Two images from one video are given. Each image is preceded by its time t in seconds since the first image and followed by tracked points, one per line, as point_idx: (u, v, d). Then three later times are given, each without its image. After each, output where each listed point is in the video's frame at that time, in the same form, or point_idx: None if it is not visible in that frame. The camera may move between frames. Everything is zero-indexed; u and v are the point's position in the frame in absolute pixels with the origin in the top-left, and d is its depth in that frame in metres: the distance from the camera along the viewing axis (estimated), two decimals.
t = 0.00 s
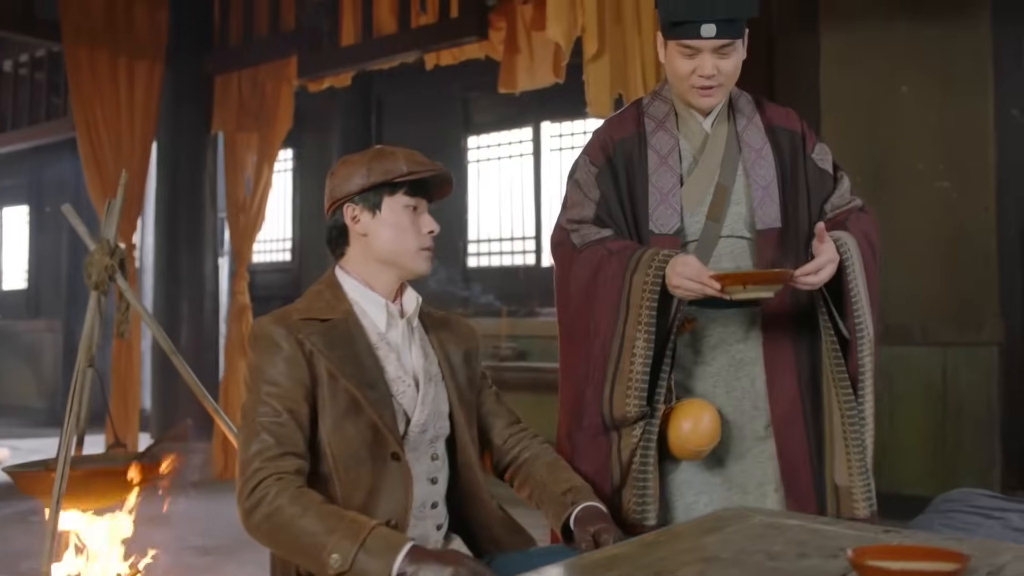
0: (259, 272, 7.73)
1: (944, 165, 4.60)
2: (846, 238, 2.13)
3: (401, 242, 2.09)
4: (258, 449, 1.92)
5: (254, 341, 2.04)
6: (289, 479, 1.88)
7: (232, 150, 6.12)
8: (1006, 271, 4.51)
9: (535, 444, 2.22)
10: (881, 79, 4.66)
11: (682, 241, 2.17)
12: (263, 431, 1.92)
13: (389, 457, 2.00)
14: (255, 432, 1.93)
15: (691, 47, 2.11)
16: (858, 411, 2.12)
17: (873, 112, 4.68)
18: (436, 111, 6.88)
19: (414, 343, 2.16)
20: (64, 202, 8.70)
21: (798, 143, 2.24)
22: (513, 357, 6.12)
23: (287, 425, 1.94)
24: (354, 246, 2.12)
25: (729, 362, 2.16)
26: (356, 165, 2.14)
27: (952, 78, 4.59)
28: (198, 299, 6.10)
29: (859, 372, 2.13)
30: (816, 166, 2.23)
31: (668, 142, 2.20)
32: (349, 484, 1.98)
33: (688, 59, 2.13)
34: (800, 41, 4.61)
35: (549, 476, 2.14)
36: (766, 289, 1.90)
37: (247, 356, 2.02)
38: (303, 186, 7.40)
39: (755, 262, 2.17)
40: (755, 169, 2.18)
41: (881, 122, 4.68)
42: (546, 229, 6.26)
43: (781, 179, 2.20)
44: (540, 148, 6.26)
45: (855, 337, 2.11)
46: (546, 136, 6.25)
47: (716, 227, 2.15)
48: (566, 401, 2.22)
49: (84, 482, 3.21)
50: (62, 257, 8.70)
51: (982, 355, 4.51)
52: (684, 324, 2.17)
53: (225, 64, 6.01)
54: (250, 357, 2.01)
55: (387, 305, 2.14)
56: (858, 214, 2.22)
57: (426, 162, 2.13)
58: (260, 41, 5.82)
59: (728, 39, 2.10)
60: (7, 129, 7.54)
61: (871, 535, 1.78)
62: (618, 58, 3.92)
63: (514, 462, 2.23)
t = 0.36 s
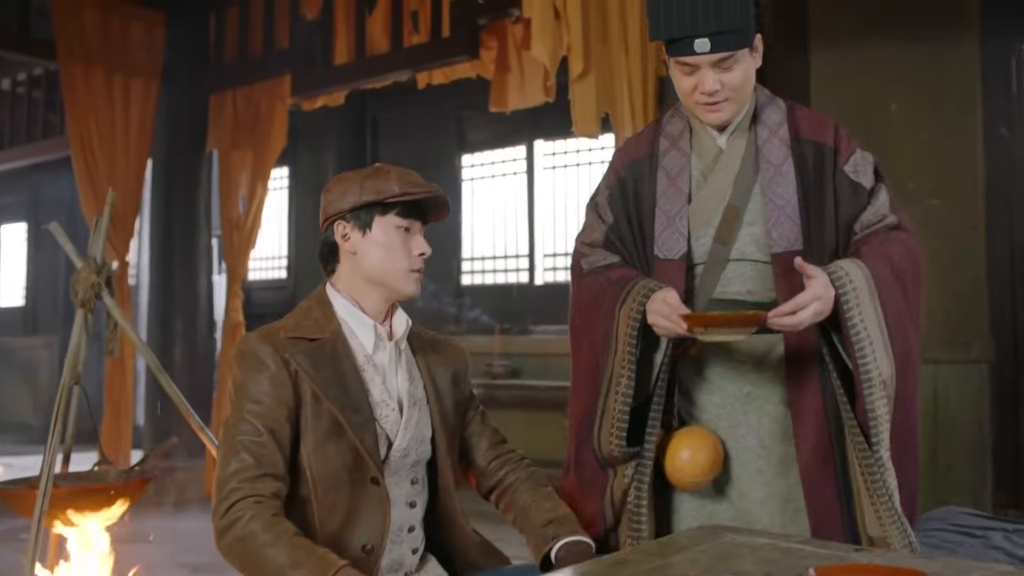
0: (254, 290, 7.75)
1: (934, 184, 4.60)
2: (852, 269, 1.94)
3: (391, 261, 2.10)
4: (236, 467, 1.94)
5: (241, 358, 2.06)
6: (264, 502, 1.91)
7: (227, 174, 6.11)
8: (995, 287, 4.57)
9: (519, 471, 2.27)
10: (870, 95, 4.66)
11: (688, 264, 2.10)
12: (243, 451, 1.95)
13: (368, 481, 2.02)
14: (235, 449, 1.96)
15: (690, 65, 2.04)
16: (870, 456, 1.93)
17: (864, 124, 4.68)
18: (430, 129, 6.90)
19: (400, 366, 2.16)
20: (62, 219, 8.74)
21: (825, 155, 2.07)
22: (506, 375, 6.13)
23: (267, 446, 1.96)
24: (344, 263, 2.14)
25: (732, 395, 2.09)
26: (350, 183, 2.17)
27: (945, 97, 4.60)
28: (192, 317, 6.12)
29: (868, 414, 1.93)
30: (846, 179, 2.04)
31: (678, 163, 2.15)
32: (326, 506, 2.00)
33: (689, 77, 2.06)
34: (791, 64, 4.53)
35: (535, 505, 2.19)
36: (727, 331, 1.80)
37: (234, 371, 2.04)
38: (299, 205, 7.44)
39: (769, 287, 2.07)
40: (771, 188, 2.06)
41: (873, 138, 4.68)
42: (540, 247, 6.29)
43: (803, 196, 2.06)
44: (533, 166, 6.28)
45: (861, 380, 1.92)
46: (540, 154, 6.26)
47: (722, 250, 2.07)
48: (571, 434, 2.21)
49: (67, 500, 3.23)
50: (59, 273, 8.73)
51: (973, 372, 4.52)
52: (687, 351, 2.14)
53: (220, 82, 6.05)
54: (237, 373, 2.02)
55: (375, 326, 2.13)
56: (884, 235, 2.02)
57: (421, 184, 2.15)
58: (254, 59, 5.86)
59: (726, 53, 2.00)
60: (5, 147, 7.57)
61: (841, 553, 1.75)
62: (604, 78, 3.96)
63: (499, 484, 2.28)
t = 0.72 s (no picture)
0: (250, 298, 7.77)
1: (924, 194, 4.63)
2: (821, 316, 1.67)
3: (385, 276, 2.10)
4: (218, 477, 1.94)
5: (231, 365, 2.06)
6: (243, 512, 1.90)
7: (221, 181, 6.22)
8: (985, 293, 4.54)
9: (506, 492, 2.22)
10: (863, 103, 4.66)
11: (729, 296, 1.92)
12: (225, 460, 1.95)
13: (350, 495, 2.01)
14: (218, 459, 1.96)
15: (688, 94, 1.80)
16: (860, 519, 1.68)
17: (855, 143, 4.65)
18: (425, 137, 6.92)
19: (393, 380, 2.16)
20: (59, 226, 8.76)
21: (854, 168, 1.77)
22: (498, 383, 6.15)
23: (251, 456, 1.96)
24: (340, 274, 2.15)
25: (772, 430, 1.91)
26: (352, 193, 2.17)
27: (938, 105, 4.57)
28: (186, 326, 6.12)
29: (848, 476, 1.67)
30: (872, 198, 1.74)
31: (716, 185, 1.97)
32: (306, 518, 1.99)
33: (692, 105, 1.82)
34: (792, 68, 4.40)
35: (518, 530, 2.14)
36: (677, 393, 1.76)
37: (223, 379, 2.04)
38: (295, 213, 7.46)
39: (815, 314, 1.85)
40: (801, 211, 1.83)
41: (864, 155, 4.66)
42: (533, 255, 6.30)
43: (833, 217, 1.79)
44: (527, 175, 6.29)
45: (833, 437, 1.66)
46: (534, 163, 6.28)
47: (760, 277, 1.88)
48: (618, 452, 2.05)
49: (51, 509, 3.23)
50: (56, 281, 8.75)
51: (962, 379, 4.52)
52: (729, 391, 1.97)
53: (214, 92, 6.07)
54: (226, 380, 2.03)
55: (369, 339, 2.14)
56: (887, 275, 1.69)
57: (421, 198, 2.13)
58: (248, 69, 5.88)
59: (726, 78, 1.74)
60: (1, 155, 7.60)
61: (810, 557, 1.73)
62: (591, 88, 4.00)
63: (484, 505, 2.23)
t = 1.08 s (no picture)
0: (245, 301, 7.80)
1: (915, 197, 4.61)
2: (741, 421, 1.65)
3: (378, 290, 2.07)
4: (201, 480, 1.93)
5: (223, 367, 2.05)
6: (224, 516, 1.88)
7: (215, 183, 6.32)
8: (974, 296, 4.50)
9: (476, 514, 2.19)
10: (852, 110, 4.72)
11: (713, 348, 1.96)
12: (209, 462, 1.93)
13: (333, 505, 1.99)
14: (202, 461, 1.94)
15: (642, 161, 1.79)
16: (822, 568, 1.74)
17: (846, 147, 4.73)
18: (419, 141, 6.93)
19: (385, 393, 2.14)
20: (56, 230, 8.80)
21: (805, 218, 1.79)
22: (491, 386, 6.16)
23: (235, 460, 1.94)
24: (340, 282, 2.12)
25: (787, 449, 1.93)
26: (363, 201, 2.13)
27: (930, 108, 4.57)
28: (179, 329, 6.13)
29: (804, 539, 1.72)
30: (821, 246, 1.76)
31: (698, 236, 2.00)
32: (288, 525, 1.97)
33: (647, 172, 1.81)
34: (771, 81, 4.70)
35: (475, 551, 2.10)
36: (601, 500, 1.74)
37: (212, 379, 2.03)
38: (289, 217, 7.49)
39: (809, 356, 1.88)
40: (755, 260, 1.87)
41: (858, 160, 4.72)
42: (527, 259, 6.31)
43: (784, 263, 1.83)
44: (521, 179, 6.31)
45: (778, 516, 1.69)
46: (527, 167, 6.29)
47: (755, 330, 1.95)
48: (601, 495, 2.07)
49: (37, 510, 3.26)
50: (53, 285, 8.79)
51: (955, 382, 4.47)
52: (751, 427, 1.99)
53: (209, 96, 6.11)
54: (216, 381, 2.01)
55: (362, 350, 2.11)
56: (816, 341, 1.68)
57: (429, 217, 2.08)
58: (242, 73, 5.91)
59: (675, 144, 1.72)
60: None
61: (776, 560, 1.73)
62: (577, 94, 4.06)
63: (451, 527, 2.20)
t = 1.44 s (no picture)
0: (241, 289, 7.80)
1: (908, 183, 4.54)
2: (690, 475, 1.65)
3: (360, 284, 2.03)
4: (180, 470, 1.92)
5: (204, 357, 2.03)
6: (203, 505, 1.88)
7: (209, 171, 6.32)
8: (968, 283, 4.48)
9: (457, 502, 2.19)
10: (846, 99, 4.66)
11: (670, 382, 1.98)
12: (188, 452, 1.92)
13: (313, 496, 1.98)
14: (182, 451, 1.93)
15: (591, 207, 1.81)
16: None
17: (839, 137, 4.67)
18: (414, 129, 6.91)
19: (368, 384, 2.11)
20: (52, 218, 8.81)
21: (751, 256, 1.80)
22: (485, 373, 6.17)
23: (215, 451, 1.93)
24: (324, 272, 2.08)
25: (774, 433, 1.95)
26: (353, 193, 2.10)
27: (922, 95, 4.52)
28: (173, 317, 6.14)
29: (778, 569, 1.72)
30: (767, 284, 1.76)
31: (654, 267, 1.99)
32: (269, 515, 1.96)
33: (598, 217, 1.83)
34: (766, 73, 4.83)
35: (454, 539, 2.11)
36: (539, 563, 1.70)
37: (194, 368, 2.01)
38: (285, 204, 7.48)
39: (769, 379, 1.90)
40: (695, 295, 1.87)
41: (848, 148, 4.66)
42: (521, 246, 6.31)
43: (728, 297, 1.84)
44: (515, 167, 6.30)
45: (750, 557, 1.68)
46: (521, 154, 6.28)
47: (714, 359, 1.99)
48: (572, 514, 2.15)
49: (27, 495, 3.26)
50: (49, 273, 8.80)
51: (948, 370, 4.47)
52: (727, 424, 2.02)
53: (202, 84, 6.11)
54: (197, 370, 1.99)
55: (345, 341, 2.08)
56: (761, 384, 1.68)
57: (416, 217, 2.04)
58: (235, 60, 5.90)
59: (615, 195, 1.74)
60: None
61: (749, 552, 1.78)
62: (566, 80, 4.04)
63: (433, 514, 2.20)
